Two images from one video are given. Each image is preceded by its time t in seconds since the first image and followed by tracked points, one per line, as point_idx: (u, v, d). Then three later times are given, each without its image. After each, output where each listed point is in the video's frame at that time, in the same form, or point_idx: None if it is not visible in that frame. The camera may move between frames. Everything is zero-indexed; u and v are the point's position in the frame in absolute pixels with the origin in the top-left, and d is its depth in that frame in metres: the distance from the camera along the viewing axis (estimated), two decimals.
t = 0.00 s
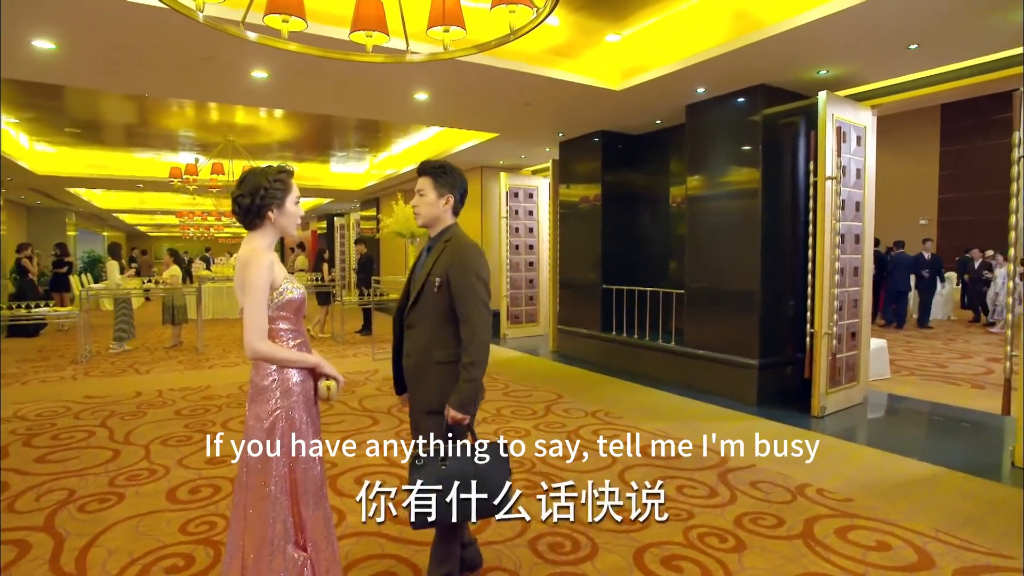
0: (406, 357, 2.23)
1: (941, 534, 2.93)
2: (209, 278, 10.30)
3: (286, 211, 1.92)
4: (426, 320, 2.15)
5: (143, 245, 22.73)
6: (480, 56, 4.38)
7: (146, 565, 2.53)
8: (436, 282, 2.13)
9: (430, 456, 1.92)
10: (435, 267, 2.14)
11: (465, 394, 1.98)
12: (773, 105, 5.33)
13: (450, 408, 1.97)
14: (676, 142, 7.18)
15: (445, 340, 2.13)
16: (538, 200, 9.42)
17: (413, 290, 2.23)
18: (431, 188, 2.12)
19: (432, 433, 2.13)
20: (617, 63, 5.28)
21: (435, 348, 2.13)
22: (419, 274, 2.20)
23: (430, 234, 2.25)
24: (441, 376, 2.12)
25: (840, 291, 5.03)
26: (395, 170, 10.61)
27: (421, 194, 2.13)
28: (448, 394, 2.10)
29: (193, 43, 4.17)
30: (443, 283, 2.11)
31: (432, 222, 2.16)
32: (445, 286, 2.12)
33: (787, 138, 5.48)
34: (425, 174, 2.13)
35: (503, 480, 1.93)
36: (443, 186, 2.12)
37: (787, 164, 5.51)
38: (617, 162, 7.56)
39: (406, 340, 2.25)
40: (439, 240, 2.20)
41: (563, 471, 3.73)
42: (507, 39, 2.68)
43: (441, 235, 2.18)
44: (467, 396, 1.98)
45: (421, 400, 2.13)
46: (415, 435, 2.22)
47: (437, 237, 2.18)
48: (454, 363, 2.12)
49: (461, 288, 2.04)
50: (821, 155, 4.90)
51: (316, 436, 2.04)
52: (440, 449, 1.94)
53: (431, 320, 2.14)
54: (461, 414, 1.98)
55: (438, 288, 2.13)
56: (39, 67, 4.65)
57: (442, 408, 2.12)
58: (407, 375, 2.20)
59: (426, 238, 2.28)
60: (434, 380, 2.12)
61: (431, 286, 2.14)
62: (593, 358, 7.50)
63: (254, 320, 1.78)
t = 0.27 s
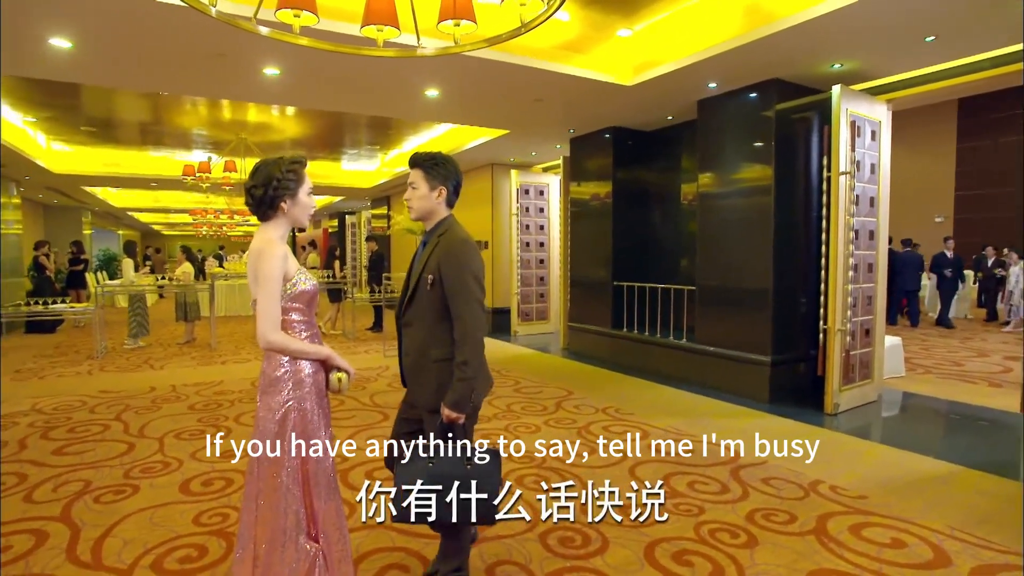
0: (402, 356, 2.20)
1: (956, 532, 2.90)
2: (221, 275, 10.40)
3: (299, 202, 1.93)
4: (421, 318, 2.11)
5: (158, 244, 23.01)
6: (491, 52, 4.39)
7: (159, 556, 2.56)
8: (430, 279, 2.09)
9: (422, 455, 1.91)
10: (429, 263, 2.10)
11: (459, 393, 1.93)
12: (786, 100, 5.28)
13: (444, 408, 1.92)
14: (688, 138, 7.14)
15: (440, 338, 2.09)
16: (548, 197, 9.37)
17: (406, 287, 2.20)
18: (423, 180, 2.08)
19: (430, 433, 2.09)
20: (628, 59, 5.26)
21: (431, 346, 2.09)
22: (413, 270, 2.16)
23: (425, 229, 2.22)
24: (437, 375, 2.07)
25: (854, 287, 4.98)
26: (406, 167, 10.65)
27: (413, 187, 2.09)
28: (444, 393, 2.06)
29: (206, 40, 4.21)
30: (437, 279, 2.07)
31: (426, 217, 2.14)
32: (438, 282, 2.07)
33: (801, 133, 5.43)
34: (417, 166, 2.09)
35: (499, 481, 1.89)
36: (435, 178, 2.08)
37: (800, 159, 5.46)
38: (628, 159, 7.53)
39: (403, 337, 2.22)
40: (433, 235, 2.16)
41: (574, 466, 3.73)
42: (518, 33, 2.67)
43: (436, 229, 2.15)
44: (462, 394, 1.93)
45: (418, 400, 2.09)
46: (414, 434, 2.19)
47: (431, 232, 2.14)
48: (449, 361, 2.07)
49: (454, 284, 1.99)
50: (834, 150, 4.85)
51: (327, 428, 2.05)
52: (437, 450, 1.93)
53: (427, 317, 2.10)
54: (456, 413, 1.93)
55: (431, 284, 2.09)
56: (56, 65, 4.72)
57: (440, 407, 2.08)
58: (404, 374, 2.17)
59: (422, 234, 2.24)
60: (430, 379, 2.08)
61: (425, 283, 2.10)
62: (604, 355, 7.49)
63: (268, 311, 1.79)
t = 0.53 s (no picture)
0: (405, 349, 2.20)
1: (971, 530, 2.86)
2: (232, 273, 10.47)
3: (309, 194, 1.94)
4: (424, 311, 2.11)
5: (169, 242, 23.22)
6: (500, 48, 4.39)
7: (171, 547, 2.59)
8: (434, 273, 2.08)
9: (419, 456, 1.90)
10: (433, 257, 2.10)
11: (459, 387, 1.93)
12: (797, 96, 5.24)
13: (444, 402, 1.93)
14: (697, 135, 7.11)
15: (442, 331, 2.09)
16: (557, 195, 9.45)
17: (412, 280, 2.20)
18: (425, 175, 2.07)
19: (433, 426, 2.10)
20: (638, 55, 5.24)
21: (433, 340, 2.09)
22: (417, 264, 2.17)
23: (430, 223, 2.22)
24: (438, 369, 2.08)
25: (865, 284, 4.94)
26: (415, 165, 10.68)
27: (416, 181, 2.09)
28: (445, 388, 2.06)
29: (217, 37, 4.23)
30: (441, 273, 2.07)
31: (431, 211, 2.13)
32: (442, 276, 2.07)
33: (812, 129, 5.39)
34: (420, 161, 2.08)
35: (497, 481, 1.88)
36: (438, 172, 2.07)
37: (811, 155, 5.42)
38: (638, 155, 7.50)
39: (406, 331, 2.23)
40: (437, 229, 2.16)
41: (583, 462, 3.72)
42: (527, 27, 2.67)
43: (440, 223, 2.14)
44: (462, 389, 1.93)
45: (420, 394, 2.09)
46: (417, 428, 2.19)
47: (436, 226, 2.14)
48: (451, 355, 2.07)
49: (457, 279, 1.99)
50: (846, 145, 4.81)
51: (336, 422, 2.06)
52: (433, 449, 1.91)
53: (430, 311, 2.10)
54: (456, 408, 1.93)
55: (435, 278, 2.08)
56: (70, 63, 4.77)
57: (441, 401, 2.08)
58: (406, 368, 2.17)
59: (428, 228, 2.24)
60: (431, 372, 2.08)
61: (429, 277, 2.10)
62: (613, 352, 7.48)
63: (279, 304, 1.80)
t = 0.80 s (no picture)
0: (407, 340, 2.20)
1: (988, 528, 2.82)
2: (243, 270, 10.55)
3: (320, 185, 1.94)
4: (428, 301, 2.11)
5: (181, 240, 23.45)
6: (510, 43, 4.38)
7: (184, 538, 2.61)
8: (438, 262, 2.08)
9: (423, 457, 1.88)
10: (438, 247, 2.10)
11: (465, 376, 1.92)
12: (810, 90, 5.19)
13: (450, 390, 1.92)
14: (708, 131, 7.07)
15: (446, 321, 2.08)
16: (567, 192, 9.37)
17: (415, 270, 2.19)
18: (429, 167, 2.07)
19: (437, 416, 2.10)
20: (649, 50, 5.22)
21: (437, 329, 2.09)
22: (421, 254, 2.16)
23: (432, 214, 2.21)
24: (443, 358, 2.07)
25: (879, 280, 4.89)
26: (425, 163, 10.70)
27: (420, 173, 2.08)
28: (450, 377, 2.05)
29: (229, 35, 4.26)
30: (445, 262, 2.07)
31: (434, 203, 2.13)
32: (446, 266, 2.07)
33: (824, 124, 5.33)
34: (424, 154, 2.08)
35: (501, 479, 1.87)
36: (441, 164, 2.07)
37: (824, 151, 5.36)
38: (648, 152, 7.47)
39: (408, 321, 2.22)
40: (441, 220, 2.16)
41: (593, 458, 3.72)
42: (538, 19, 2.66)
43: (443, 215, 2.14)
44: (467, 378, 1.92)
45: (424, 383, 2.09)
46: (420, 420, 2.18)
47: (439, 216, 2.14)
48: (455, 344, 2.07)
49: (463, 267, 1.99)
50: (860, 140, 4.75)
51: (346, 414, 2.07)
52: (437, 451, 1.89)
53: (434, 300, 2.09)
54: (462, 396, 1.93)
55: (439, 267, 2.08)
56: (84, 61, 4.82)
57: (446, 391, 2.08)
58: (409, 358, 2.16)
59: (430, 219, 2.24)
60: (436, 362, 2.08)
61: (433, 266, 2.10)
62: (622, 349, 7.46)
63: (289, 296, 1.81)
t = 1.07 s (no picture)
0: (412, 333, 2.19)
1: (1004, 527, 2.78)
2: (254, 267, 10.61)
3: (330, 176, 1.95)
4: (433, 293, 2.10)
5: (193, 239, 23.66)
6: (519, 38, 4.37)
7: (195, 530, 2.63)
8: (444, 254, 2.08)
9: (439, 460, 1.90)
10: (443, 238, 2.10)
11: (477, 366, 1.93)
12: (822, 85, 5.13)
13: (463, 381, 1.92)
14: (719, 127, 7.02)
15: (453, 313, 2.09)
16: (577, 189, 9.32)
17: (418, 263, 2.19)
18: (433, 160, 2.06)
19: (445, 408, 2.10)
20: (659, 45, 5.19)
21: (444, 321, 2.09)
22: (425, 247, 2.16)
23: (435, 207, 2.21)
24: (451, 350, 2.07)
25: (892, 276, 4.83)
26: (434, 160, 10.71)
27: (423, 167, 2.07)
28: (458, 369, 2.05)
29: (239, 32, 4.28)
30: (451, 254, 2.07)
31: (438, 196, 2.13)
32: (452, 257, 2.07)
33: (837, 119, 5.27)
34: (428, 147, 2.07)
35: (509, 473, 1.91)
36: (445, 158, 2.06)
37: (836, 146, 5.30)
38: (659, 148, 7.43)
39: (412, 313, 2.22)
40: (445, 213, 2.16)
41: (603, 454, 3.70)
42: (547, 13, 2.65)
43: (446, 209, 2.15)
44: (479, 368, 1.93)
45: (432, 376, 2.08)
46: (425, 413, 2.18)
47: (442, 209, 2.14)
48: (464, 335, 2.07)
49: (471, 258, 1.99)
50: (873, 134, 4.70)
51: (353, 407, 2.07)
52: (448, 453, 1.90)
53: (440, 292, 2.09)
54: (475, 386, 1.93)
55: (444, 259, 2.08)
56: (97, 59, 4.86)
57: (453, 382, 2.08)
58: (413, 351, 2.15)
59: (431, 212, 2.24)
60: (444, 354, 2.08)
61: (437, 258, 2.10)
62: (633, 346, 7.44)
63: (299, 288, 1.81)
